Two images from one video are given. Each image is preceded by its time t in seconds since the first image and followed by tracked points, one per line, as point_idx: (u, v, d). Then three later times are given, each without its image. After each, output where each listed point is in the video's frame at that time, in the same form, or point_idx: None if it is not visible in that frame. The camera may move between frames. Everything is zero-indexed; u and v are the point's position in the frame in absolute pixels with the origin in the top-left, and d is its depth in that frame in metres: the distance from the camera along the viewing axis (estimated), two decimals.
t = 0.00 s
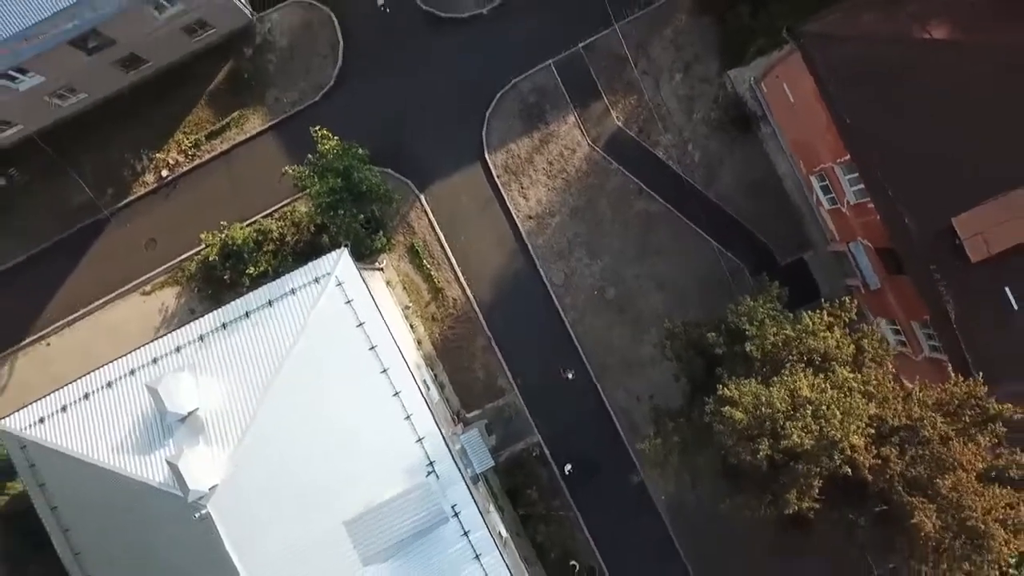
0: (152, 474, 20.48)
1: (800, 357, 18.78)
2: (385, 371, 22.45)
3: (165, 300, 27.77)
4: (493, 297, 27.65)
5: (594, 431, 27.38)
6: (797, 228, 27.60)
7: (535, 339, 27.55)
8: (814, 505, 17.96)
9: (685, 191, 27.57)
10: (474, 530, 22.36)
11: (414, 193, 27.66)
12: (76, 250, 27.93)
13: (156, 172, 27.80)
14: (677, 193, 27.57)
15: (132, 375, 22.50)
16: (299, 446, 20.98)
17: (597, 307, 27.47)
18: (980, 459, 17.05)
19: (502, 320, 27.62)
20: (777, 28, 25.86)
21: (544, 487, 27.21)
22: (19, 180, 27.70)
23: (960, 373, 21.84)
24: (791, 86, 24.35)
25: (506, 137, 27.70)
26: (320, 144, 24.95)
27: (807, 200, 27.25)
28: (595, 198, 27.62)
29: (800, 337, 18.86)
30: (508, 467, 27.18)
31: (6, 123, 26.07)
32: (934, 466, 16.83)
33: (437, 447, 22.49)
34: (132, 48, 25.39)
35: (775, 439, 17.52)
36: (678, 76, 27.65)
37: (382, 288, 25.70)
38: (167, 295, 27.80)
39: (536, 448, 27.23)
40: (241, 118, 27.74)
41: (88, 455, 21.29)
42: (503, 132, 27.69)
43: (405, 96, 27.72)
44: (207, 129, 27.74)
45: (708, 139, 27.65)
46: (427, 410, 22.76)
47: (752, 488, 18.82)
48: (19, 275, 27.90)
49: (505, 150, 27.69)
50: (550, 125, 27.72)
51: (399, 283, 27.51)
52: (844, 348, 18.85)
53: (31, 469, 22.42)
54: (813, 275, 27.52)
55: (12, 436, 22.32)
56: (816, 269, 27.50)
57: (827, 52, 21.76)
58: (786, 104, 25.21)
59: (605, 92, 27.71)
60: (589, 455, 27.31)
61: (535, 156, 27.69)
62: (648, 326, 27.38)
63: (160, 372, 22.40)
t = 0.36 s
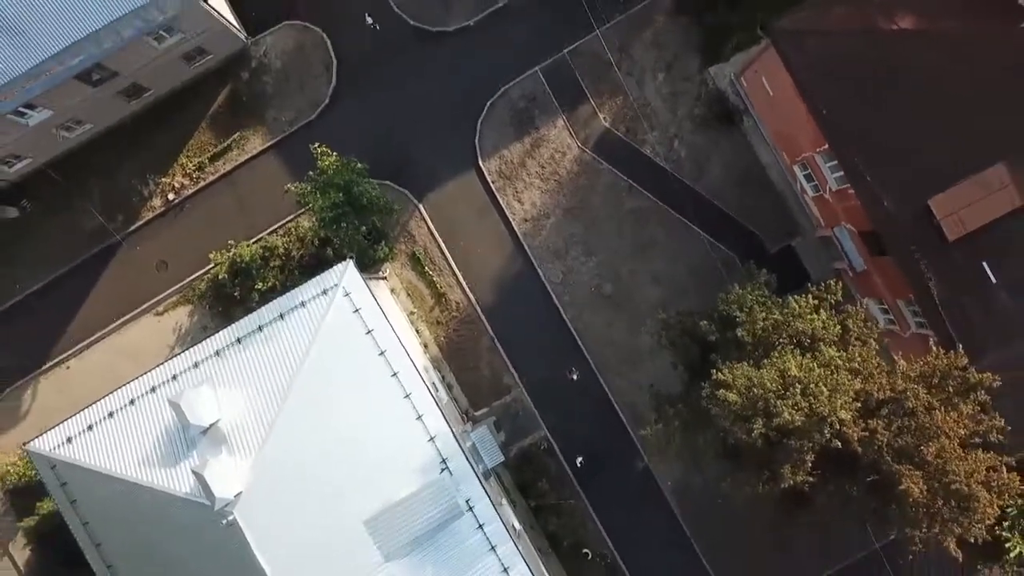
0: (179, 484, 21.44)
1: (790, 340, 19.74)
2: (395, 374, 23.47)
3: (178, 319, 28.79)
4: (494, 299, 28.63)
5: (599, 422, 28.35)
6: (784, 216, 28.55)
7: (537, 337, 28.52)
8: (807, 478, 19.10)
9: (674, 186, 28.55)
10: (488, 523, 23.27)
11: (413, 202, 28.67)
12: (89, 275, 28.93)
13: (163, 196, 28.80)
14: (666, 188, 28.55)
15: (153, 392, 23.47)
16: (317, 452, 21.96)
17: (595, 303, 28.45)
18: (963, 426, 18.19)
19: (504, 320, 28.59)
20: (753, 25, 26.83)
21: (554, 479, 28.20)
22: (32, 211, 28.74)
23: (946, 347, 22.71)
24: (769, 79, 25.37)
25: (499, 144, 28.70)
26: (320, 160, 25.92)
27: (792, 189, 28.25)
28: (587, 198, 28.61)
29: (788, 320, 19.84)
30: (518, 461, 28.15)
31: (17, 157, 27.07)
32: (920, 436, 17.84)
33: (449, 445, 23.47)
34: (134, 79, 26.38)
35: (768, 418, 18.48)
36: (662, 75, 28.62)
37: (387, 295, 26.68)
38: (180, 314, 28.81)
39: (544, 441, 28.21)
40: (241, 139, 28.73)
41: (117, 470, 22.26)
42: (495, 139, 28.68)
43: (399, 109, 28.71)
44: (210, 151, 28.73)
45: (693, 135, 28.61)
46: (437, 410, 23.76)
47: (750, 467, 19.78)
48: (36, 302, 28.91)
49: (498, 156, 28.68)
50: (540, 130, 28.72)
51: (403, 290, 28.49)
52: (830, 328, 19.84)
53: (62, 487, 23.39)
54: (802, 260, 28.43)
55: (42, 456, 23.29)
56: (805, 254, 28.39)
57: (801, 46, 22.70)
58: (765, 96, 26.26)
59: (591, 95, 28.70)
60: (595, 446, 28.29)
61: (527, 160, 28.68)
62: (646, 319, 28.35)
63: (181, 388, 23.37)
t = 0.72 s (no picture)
0: (205, 494, 22.40)
1: (779, 323, 20.72)
2: (405, 377, 24.51)
3: (192, 337, 29.81)
4: (495, 300, 29.62)
5: (603, 414, 29.33)
6: (770, 205, 29.56)
7: (539, 335, 29.50)
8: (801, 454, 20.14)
9: (663, 181, 29.55)
10: (502, 515, 24.35)
11: (412, 211, 29.66)
12: (103, 299, 29.91)
13: (170, 219, 29.79)
14: (656, 184, 29.55)
15: (174, 407, 24.45)
16: (334, 456, 22.93)
17: (593, 299, 29.44)
18: (946, 395, 19.25)
19: (506, 319, 29.58)
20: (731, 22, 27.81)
21: (563, 471, 29.20)
22: (44, 240, 29.71)
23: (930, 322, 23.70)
24: (749, 75, 26.30)
25: (492, 150, 29.69)
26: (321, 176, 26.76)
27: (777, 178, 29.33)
28: (580, 198, 29.60)
29: (777, 304, 20.82)
30: (527, 455, 29.14)
31: (28, 190, 28.02)
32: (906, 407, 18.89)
33: (460, 442, 24.50)
34: (137, 107, 27.34)
35: (761, 398, 19.48)
36: (645, 76, 29.63)
37: (393, 302, 27.68)
38: (193, 332, 29.82)
39: (551, 435, 29.20)
40: (243, 160, 29.74)
41: (144, 484, 23.26)
42: (488, 146, 29.68)
43: (394, 122, 29.71)
44: (213, 173, 29.73)
45: (679, 131, 29.60)
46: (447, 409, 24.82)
47: (748, 446, 20.76)
48: (53, 329, 29.89)
49: (491, 162, 29.68)
50: (531, 135, 29.71)
51: (407, 296, 29.48)
52: (816, 310, 20.86)
53: (92, 503, 24.45)
54: (790, 246, 29.41)
55: (70, 475, 24.27)
56: (793, 240, 29.39)
57: (777, 42, 23.85)
58: (745, 91, 27.25)
59: (578, 98, 29.70)
60: (601, 437, 29.26)
61: (520, 164, 29.67)
62: (643, 311, 29.34)
63: (200, 402, 24.38)
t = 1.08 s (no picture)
0: (229, 501, 23.34)
1: (768, 308, 21.67)
2: (415, 380, 25.54)
3: (205, 353, 30.79)
4: (497, 300, 30.60)
5: (607, 404, 30.32)
6: (758, 194, 30.53)
7: (541, 332, 30.48)
8: (795, 431, 21.15)
9: (652, 177, 30.52)
10: (515, 506, 25.43)
11: (411, 219, 30.65)
12: (118, 321, 30.88)
13: (178, 240, 30.78)
14: (645, 180, 30.53)
15: (194, 421, 25.42)
16: (351, 459, 23.89)
17: (591, 295, 30.42)
18: (929, 367, 20.28)
19: (508, 319, 30.55)
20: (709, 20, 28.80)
21: (571, 462, 30.17)
22: (57, 267, 30.67)
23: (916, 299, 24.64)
24: (728, 71, 27.32)
25: (485, 156, 30.68)
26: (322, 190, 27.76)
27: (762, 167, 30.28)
28: (573, 197, 30.59)
29: (765, 290, 21.76)
30: (535, 449, 30.12)
31: (39, 220, 28.95)
32: (892, 380, 19.95)
33: (471, 439, 25.60)
34: (140, 135, 28.29)
35: (755, 379, 20.45)
36: (629, 76, 30.62)
37: (398, 309, 28.65)
38: (206, 348, 30.81)
39: (557, 428, 30.20)
40: (246, 179, 30.73)
41: (170, 496, 24.23)
42: (480, 152, 30.67)
43: (389, 134, 30.70)
44: (217, 194, 30.72)
45: (665, 127, 30.57)
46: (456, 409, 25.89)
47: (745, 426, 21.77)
48: (70, 352, 30.85)
49: (485, 168, 30.66)
50: (522, 139, 30.69)
51: (411, 301, 30.46)
52: (803, 293, 21.83)
53: (120, 517, 25.47)
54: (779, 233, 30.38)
55: (98, 491, 25.23)
56: (782, 226, 30.33)
57: (751, 41, 24.88)
58: (726, 85, 28.25)
59: (565, 101, 30.69)
60: (606, 427, 30.25)
61: (513, 168, 30.65)
62: (640, 303, 30.33)
63: (219, 415, 25.35)
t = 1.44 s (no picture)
0: (252, 508, 24.18)
1: (758, 293, 22.65)
2: (424, 382, 26.57)
3: (219, 368, 31.79)
4: (498, 301, 31.59)
5: (610, 395, 31.30)
6: (744, 184, 31.53)
7: (542, 329, 31.47)
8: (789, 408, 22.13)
9: (641, 174, 31.52)
10: (527, 498, 26.51)
11: (411, 227, 31.65)
12: (132, 342, 31.87)
13: (186, 260, 31.78)
14: (635, 177, 31.53)
15: (214, 432, 26.41)
16: (367, 460, 24.86)
17: (589, 291, 31.41)
18: (914, 341, 21.23)
19: (509, 318, 31.53)
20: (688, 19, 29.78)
21: (578, 453, 31.16)
22: (71, 293, 31.68)
23: (901, 277, 25.64)
24: (709, 68, 28.30)
25: (478, 162, 31.68)
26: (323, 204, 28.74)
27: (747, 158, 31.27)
28: (567, 198, 31.58)
29: (754, 277, 22.73)
30: (543, 442, 31.12)
31: (53, 248, 29.97)
32: (878, 355, 20.93)
33: (481, 435, 26.62)
34: (146, 160, 29.30)
35: (748, 361, 21.46)
36: (614, 77, 31.61)
37: (404, 314, 29.67)
38: (219, 363, 31.80)
39: (563, 421, 31.18)
40: (249, 198, 31.74)
41: (195, 505, 25.21)
42: (474, 159, 31.68)
43: (384, 146, 31.68)
44: (222, 213, 31.72)
45: (651, 125, 31.56)
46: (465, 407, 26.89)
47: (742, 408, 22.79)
48: (88, 374, 31.84)
49: (479, 173, 31.67)
50: (513, 144, 31.69)
51: (415, 306, 31.46)
52: (790, 278, 22.82)
53: (147, 529, 26.50)
54: (768, 220, 31.39)
55: (125, 505, 26.22)
56: (770, 214, 31.34)
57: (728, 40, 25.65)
58: (707, 81, 29.23)
59: (553, 105, 31.68)
60: (611, 417, 31.22)
61: (506, 173, 31.65)
62: (636, 296, 31.31)
63: (238, 425, 26.35)
